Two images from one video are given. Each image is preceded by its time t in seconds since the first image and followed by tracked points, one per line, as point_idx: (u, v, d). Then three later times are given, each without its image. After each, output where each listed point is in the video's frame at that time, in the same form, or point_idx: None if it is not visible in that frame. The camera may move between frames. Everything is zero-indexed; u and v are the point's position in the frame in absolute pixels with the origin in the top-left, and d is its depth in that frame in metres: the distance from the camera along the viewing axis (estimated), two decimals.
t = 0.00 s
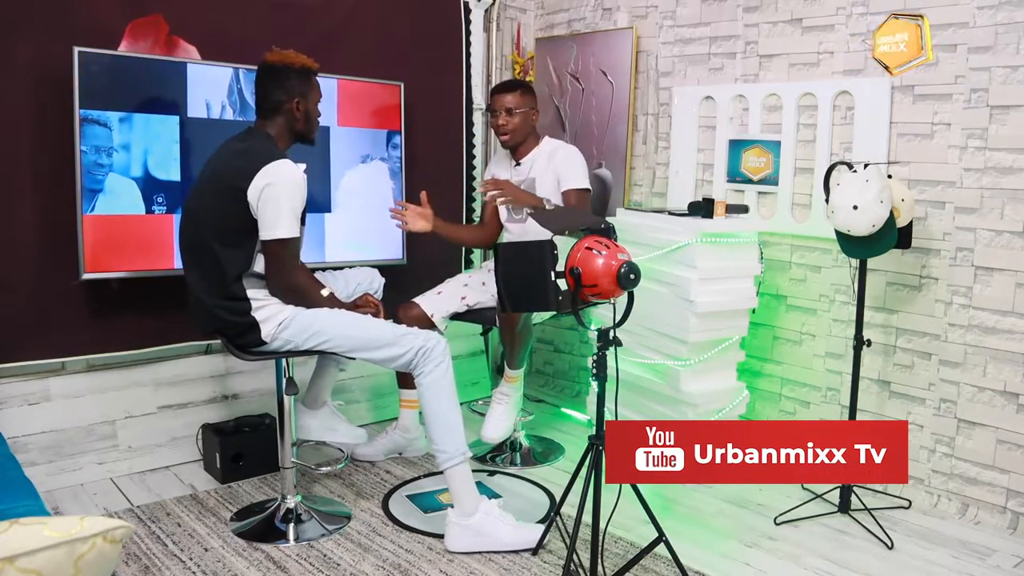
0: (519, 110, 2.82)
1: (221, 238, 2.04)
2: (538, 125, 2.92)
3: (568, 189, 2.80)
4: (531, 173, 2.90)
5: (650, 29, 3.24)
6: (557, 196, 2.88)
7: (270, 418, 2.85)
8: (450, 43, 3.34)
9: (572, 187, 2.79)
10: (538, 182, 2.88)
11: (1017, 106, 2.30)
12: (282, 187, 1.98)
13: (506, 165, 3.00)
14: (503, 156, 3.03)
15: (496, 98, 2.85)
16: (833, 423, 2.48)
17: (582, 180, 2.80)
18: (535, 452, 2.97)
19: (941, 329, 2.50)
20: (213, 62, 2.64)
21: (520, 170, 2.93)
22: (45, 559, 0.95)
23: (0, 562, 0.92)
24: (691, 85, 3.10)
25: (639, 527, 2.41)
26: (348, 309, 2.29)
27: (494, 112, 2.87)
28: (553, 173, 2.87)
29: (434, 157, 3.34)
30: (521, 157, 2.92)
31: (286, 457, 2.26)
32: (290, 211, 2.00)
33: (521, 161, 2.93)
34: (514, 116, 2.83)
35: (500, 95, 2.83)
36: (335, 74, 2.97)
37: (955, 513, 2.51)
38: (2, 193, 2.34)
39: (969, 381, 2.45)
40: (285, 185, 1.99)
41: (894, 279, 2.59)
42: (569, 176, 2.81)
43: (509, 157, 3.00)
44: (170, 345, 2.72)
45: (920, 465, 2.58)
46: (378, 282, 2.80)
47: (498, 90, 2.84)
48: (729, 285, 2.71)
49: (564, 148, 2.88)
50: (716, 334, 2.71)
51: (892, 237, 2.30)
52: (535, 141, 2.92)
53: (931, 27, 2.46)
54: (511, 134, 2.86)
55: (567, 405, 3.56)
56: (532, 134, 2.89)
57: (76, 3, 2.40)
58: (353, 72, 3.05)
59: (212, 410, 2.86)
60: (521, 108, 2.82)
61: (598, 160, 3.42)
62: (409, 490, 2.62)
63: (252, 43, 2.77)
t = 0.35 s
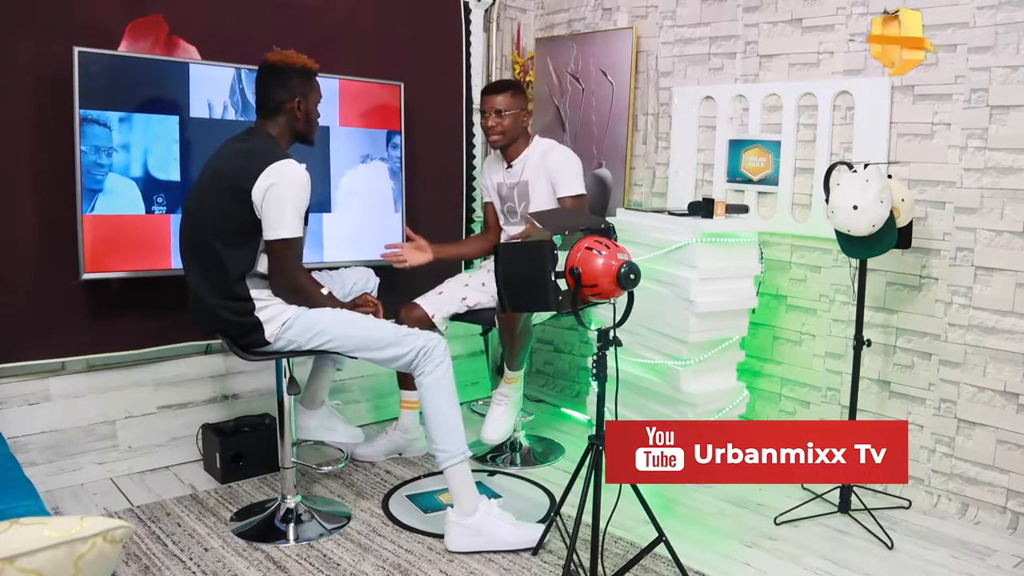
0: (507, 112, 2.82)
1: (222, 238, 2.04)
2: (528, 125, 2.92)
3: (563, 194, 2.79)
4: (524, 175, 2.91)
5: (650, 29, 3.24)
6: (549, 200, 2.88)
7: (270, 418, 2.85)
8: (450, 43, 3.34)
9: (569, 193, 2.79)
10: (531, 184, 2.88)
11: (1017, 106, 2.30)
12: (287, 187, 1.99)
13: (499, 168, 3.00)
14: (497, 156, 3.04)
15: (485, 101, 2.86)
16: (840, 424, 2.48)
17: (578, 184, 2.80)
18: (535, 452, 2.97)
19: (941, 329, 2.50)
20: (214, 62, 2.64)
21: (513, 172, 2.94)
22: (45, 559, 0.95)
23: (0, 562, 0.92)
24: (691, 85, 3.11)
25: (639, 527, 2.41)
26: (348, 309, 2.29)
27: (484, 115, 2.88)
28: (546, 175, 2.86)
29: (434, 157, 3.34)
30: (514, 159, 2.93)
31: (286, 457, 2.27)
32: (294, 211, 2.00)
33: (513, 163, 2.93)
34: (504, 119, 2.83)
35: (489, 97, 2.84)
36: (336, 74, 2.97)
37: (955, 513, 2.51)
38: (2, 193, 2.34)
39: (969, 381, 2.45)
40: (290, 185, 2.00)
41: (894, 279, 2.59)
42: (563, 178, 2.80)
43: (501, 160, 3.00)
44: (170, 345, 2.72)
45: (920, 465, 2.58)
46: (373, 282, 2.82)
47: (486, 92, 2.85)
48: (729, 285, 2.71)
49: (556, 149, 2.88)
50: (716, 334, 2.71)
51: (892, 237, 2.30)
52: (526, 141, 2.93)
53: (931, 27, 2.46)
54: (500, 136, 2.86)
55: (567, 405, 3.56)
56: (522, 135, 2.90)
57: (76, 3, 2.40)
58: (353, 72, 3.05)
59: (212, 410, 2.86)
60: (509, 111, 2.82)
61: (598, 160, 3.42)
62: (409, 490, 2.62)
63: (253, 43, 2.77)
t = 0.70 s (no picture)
0: (509, 115, 2.82)
1: (221, 237, 2.05)
2: (531, 127, 2.92)
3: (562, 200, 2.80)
4: (526, 178, 2.92)
5: (650, 29, 3.24)
6: (546, 201, 2.87)
7: (270, 418, 2.85)
8: (450, 43, 3.33)
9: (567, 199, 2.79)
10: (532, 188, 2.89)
11: (1017, 106, 2.30)
12: (288, 186, 1.99)
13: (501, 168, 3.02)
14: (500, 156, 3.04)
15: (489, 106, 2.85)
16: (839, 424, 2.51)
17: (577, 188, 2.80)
18: (535, 452, 2.97)
19: (941, 329, 2.50)
20: (214, 62, 2.64)
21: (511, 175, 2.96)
22: (45, 559, 0.95)
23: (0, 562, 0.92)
24: (691, 85, 3.11)
25: (639, 527, 2.41)
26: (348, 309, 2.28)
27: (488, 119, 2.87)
28: (545, 177, 2.87)
29: (434, 157, 3.34)
30: (518, 161, 2.94)
31: (286, 457, 2.26)
32: (294, 210, 2.00)
33: (518, 164, 2.95)
34: (507, 124, 2.83)
35: (492, 101, 2.83)
36: (336, 73, 2.97)
37: (955, 513, 2.51)
38: (2, 194, 2.34)
39: (969, 381, 2.45)
40: (291, 183, 2.00)
41: (894, 279, 2.59)
42: (562, 182, 2.80)
43: (504, 162, 3.02)
44: (170, 345, 2.72)
45: (920, 465, 2.58)
46: (376, 283, 2.82)
47: (489, 95, 2.84)
48: (729, 285, 2.71)
49: (557, 152, 2.87)
50: (716, 334, 2.71)
51: (892, 237, 2.30)
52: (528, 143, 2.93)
53: (931, 27, 2.46)
54: (502, 139, 2.87)
55: (566, 405, 3.56)
56: (525, 138, 2.91)
57: (76, 3, 2.40)
58: (353, 72, 3.05)
59: (212, 410, 2.86)
60: (513, 116, 2.83)
61: (598, 160, 3.42)
62: (409, 490, 2.62)
63: (253, 43, 2.77)
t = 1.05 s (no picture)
0: (517, 115, 2.82)
1: (220, 237, 2.05)
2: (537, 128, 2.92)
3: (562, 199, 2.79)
4: (529, 178, 2.92)
5: (650, 29, 3.24)
6: (550, 201, 2.88)
7: (270, 418, 2.85)
8: (450, 43, 3.33)
9: (569, 199, 2.78)
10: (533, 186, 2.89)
11: (1017, 106, 2.30)
12: (286, 186, 1.99)
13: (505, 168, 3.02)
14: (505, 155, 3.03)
15: (497, 104, 2.85)
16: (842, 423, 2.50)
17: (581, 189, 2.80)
18: (535, 452, 2.97)
19: (941, 329, 2.50)
20: (215, 62, 2.65)
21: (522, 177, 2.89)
22: (45, 559, 0.95)
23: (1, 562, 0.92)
24: (691, 85, 3.11)
25: (639, 528, 2.40)
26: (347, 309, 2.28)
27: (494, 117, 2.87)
28: (549, 177, 2.86)
29: (434, 157, 3.34)
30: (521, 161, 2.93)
31: (286, 457, 2.26)
32: (292, 210, 2.00)
33: (520, 164, 2.94)
34: (513, 123, 2.83)
35: (500, 99, 2.84)
36: (335, 73, 2.97)
37: (955, 513, 2.51)
38: (2, 194, 2.34)
39: (969, 381, 2.45)
40: (289, 183, 2.00)
41: (894, 279, 2.59)
42: (564, 182, 2.80)
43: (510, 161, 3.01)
44: (170, 345, 2.72)
45: (920, 465, 2.58)
46: (379, 283, 2.80)
47: (498, 94, 2.84)
48: (729, 285, 2.71)
49: (562, 154, 2.87)
50: (716, 334, 2.71)
51: (892, 237, 2.30)
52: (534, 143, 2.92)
53: (931, 27, 2.46)
54: (507, 138, 2.86)
55: (566, 405, 3.56)
56: (531, 138, 2.90)
57: (76, 3, 2.40)
58: (352, 72, 3.05)
59: (212, 410, 2.86)
60: (519, 116, 2.82)
61: (598, 160, 3.42)
62: (409, 490, 2.62)
63: (253, 43, 2.77)
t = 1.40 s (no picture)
0: (524, 120, 2.83)
1: (215, 237, 2.05)
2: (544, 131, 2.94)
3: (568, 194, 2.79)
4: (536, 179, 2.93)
5: (650, 29, 3.24)
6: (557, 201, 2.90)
7: (270, 418, 2.85)
8: (450, 43, 3.34)
9: (574, 194, 2.78)
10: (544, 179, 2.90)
11: (1017, 106, 2.30)
12: (279, 186, 1.98)
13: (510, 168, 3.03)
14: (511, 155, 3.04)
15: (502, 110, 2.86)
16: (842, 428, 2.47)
17: (585, 187, 2.80)
18: (535, 452, 2.97)
19: (941, 329, 2.50)
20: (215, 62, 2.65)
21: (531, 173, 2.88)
22: (45, 559, 0.95)
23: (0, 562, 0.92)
24: (691, 85, 3.11)
25: (639, 528, 2.40)
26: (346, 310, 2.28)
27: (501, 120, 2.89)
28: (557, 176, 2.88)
29: (434, 157, 3.34)
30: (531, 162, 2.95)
31: (286, 457, 2.26)
32: (286, 210, 1.99)
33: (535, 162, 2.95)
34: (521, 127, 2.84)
35: (505, 105, 2.84)
36: (335, 73, 2.97)
37: (955, 513, 2.51)
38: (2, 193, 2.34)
39: (969, 381, 2.45)
40: (282, 183, 1.99)
41: (894, 279, 2.59)
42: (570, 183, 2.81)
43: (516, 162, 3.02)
44: (170, 345, 2.72)
45: (920, 465, 2.58)
46: (382, 283, 2.81)
47: (502, 101, 2.85)
48: (729, 285, 2.71)
49: (570, 154, 2.88)
50: (716, 333, 2.71)
51: (892, 237, 2.30)
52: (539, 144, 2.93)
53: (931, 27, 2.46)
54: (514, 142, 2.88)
55: (567, 405, 3.56)
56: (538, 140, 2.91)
57: (76, 3, 2.40)
58: (352, 72, 3.05)
59: (212, 410, 2.86)
60: (526, 120, 2.83)
61: (598, 160, 3.42)
62: (409, 490, 2.62)
63: (253, 43, 2.77)
